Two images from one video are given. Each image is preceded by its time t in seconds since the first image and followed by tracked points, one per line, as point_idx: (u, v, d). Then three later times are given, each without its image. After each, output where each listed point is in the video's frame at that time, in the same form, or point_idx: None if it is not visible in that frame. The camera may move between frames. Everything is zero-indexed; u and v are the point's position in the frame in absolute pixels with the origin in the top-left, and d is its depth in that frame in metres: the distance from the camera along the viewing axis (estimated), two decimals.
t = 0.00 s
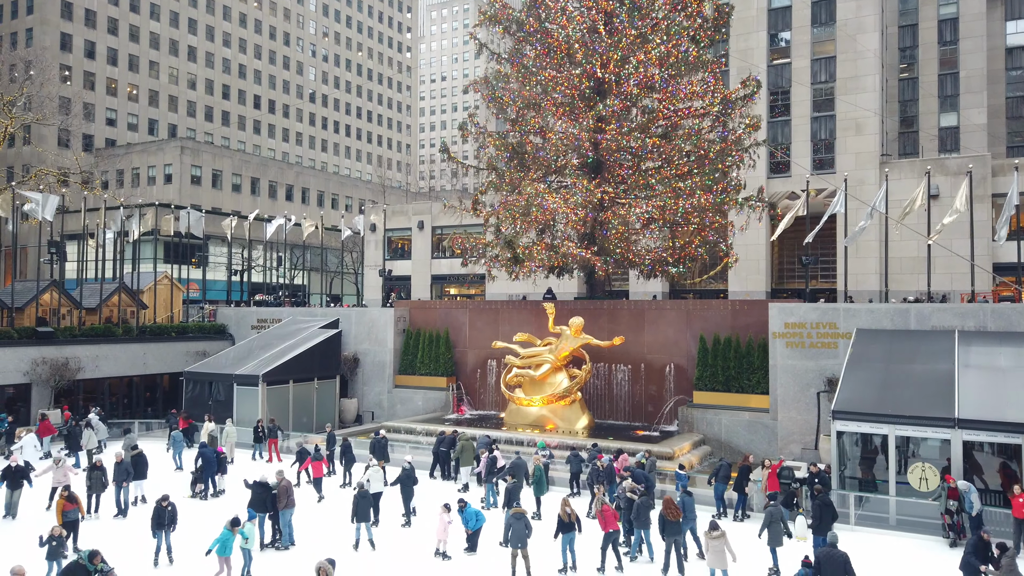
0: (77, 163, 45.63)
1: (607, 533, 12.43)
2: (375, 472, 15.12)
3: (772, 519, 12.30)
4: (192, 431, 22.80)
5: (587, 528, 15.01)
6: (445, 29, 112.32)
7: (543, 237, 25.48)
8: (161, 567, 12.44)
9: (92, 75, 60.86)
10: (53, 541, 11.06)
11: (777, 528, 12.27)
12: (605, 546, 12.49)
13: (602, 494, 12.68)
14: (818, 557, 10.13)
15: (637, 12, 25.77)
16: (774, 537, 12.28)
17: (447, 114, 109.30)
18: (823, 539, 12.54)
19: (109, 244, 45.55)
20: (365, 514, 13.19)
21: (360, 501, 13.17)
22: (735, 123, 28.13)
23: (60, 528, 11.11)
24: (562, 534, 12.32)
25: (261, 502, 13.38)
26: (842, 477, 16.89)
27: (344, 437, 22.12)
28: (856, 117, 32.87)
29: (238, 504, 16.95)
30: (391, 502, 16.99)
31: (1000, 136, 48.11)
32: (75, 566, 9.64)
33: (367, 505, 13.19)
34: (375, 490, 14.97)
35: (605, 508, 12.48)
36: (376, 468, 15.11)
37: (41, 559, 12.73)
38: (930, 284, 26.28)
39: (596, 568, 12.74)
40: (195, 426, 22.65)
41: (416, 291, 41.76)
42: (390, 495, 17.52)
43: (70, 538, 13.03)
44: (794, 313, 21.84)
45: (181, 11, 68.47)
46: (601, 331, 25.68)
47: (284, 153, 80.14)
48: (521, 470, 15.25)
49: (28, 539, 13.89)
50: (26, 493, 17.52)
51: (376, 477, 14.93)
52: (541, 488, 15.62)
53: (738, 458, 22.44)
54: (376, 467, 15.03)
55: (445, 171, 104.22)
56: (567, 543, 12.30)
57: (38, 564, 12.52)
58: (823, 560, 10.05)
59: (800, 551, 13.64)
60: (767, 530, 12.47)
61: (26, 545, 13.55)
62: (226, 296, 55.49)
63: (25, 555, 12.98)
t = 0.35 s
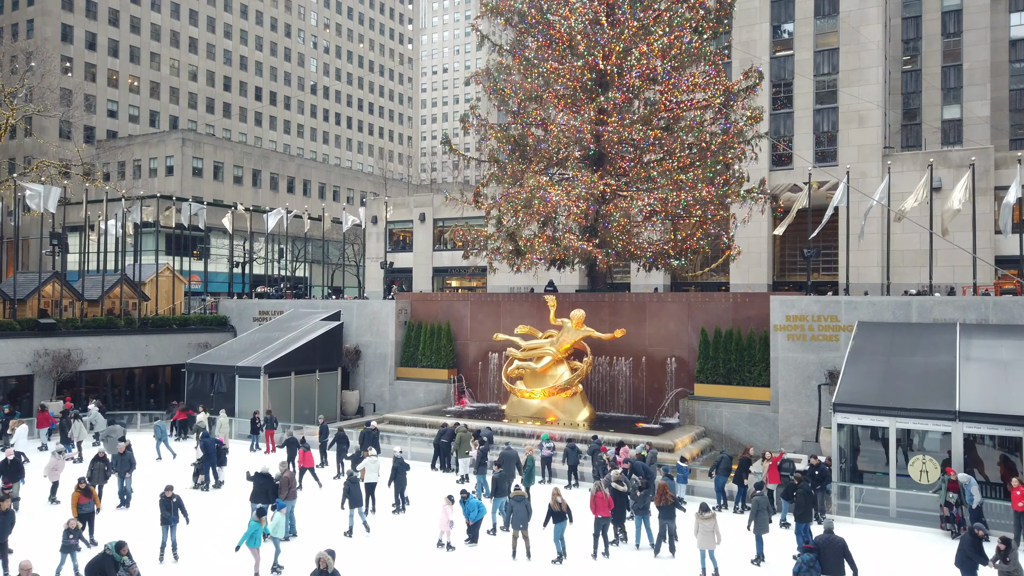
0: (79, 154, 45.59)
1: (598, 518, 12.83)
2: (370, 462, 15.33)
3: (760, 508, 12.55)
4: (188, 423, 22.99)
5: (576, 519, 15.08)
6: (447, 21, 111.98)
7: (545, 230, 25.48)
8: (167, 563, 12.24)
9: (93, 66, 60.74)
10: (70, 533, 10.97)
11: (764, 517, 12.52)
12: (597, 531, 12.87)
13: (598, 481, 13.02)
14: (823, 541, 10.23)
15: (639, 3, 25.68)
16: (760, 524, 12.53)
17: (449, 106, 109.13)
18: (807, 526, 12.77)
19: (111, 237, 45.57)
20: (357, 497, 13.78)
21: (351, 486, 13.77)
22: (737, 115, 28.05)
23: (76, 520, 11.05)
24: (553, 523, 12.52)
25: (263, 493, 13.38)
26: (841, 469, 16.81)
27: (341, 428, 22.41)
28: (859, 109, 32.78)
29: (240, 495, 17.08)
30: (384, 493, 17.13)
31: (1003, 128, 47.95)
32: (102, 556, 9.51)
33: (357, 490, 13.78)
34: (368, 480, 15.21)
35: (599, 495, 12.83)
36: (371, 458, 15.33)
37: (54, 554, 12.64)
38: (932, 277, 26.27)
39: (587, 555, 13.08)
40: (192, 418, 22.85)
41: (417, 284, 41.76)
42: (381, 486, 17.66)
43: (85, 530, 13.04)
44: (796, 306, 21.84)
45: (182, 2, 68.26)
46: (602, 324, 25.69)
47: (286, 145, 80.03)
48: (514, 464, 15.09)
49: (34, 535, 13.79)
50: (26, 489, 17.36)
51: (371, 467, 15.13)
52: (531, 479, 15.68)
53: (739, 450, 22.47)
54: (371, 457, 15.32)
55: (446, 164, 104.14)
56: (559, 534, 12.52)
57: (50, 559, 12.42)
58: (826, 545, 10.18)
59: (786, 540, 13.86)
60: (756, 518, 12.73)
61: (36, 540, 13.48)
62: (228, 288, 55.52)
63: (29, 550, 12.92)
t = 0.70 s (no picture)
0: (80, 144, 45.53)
1: (593, 505, 12.96)
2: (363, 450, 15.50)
3: (748, 495, 12.75)
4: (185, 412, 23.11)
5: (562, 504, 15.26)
6: (449, 10, 111.54)
7: (546, 221, 25.49)
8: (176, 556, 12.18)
9: (94, 57, 60.56)
10: (82, 525, 10.99)
11: (752, 503, 12.84)
12: (591, 517, 13.08)
13: (592, 468, 13.20)
14: (812, 523, 10.64)
15: None
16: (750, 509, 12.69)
17: (451, 96, 108.87)
18: (789, 513, 13.18)
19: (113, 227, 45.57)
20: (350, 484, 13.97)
21: (345, 472, 14.05)
22: (740, 105, 27.94)
23: (90, 512, 11.04)
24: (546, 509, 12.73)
25: (267, 482, 13.47)
26: (842, 460, 17.00)
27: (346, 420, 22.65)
28: (862, 100, 32.66)
29: (241, 485, 17.13)
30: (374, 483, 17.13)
31: (1007, 119, 47.76)
32: (126, 548, 9.44)
33: (352, 476, 14.09)
34: (361, 469, 15.42)
35: (593, 481, 13.01)
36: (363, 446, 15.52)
37: (61, 547, 12.52)
38: (934, 268, 26.23)
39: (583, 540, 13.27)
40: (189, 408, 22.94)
41: (419, 275, 41.76)
42: (371, 475, 17.72)
43: (97, 522, 12.96)
44: (797, 297, 21.81)
45: None
46: (604, 315, 25.71)
47: (287, 135, 79.87)
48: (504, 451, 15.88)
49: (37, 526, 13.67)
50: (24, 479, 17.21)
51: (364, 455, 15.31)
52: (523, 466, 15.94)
53: (740, 441, 22.51)
54: (364, 445, 15.48)
55: (448, 154, 103.98)
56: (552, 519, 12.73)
57: (59, 551, 12.31)
58: (817, 528, 10.60)
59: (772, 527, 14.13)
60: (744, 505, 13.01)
61: (40, 532, 13.37)
62: (229, 279, 55.53)
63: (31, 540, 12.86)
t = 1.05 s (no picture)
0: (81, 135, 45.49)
1: (588, 493, 13.30)
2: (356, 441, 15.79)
3: (733, 484, 13.01)
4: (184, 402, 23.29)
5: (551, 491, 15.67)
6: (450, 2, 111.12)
7: (547, 213, 25.48)
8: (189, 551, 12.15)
9: (95, 47, 60.45)
10: (86, 520, 10.89)
11: (735, 492, 13.10)
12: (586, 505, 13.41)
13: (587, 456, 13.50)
14: (808, 508, 10.84)
15: None
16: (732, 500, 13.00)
17: (452, 88, 108.63)
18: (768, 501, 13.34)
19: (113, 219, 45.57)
20: (343, 470, 14.59)
21: (337, 458, 14.56)
22: (741, 97, 27.84)
23: (95, 507, 10.93)
24: (535, 493, 13.26)
25: (268, 473, 13.52)
26: (842, 452, 16.98)
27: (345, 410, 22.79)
28: (864, 92, 32.54)
29: (241, 475, 17.20)
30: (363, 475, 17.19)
31: (1010, 111, 47.57)
32: (145, 544, 9.39)
33: (344, 462, 14.61)
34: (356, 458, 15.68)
35: (588, 469, 13.34)
36: (356, 436, 15.79)
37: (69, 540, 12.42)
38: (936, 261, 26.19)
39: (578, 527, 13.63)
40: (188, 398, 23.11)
41: (420, 267, 41.76)
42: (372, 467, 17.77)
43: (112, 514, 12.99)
44: (798, 289, 21.79)
45: None
46: (605, 307, 25.71)
47: (288, 127, 79.74)
48: (496, 444, 16.09)
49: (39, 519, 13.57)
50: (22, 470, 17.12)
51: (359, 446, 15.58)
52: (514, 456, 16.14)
53: (740, 433, 22.54)
54: (358, 435, 15.74)
55: (449, 146, 103.81)
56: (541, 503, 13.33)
57: (65, 545, 12.19)
58: (812, 513, 10.77)
59: (752, 514, 14.52)
60: (727, 495, 13.20)
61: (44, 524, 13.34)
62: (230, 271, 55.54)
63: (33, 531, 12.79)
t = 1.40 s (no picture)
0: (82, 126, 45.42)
1: (582, 480, 13.61)
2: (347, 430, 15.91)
3: (717, 473, 13.21)
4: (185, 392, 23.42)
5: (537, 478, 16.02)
6: None
7: (549, 204, 25.46)
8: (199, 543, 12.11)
9: (95, 37, 60.28)
10: (97, 514, 10.73)
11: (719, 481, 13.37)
12: (580, 492, 13.70)
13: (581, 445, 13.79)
14: (806, 493, 10.97)
15: None
16: (716, 487, 13.24)
17: (453, 79, 108.39)
18: (749, 487, 13.69)
19: (115, 210, 45.54)
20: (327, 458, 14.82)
21: (323, 446, 14.80)
22: (744, 89, 27.76)
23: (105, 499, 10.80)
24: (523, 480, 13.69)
25: (269, 464, 13.58)
26: (842, 444, 16.99)
27: (343, 400, 22.92)
28: (867, 83, 32.41)
29: (242, 465, 17.27)
30: (354, 463, 17.32)
31: (1013, 103, 47.42)
32: (168, 534, 9.49)
33: (329, 449, 14.86)
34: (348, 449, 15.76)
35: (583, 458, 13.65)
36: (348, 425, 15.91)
37: (83, 532, 12.40)
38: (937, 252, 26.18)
39: (570, 514, 13.95)
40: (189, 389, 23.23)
41: (421, 258, 41.78)
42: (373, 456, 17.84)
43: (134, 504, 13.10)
44: (800, 281, 21.78)
45: None
46: (606, 299, 25.72)
47: (289, 118, 79.57)
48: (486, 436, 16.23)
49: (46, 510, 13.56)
50: (25, 460, 17.17)
51: (351, 435, 15.74)
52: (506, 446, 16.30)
53: (740, 424, 22.59)
54: (351, 426, 15.84)
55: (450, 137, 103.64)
56: (529, 489, 13.70)
57: (76, 537, 12.16)
58: (812, 499, 10.91)
59: (734, 501, 14.79)
60: (710, 483, 13.42)
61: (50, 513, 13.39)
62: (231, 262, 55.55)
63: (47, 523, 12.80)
